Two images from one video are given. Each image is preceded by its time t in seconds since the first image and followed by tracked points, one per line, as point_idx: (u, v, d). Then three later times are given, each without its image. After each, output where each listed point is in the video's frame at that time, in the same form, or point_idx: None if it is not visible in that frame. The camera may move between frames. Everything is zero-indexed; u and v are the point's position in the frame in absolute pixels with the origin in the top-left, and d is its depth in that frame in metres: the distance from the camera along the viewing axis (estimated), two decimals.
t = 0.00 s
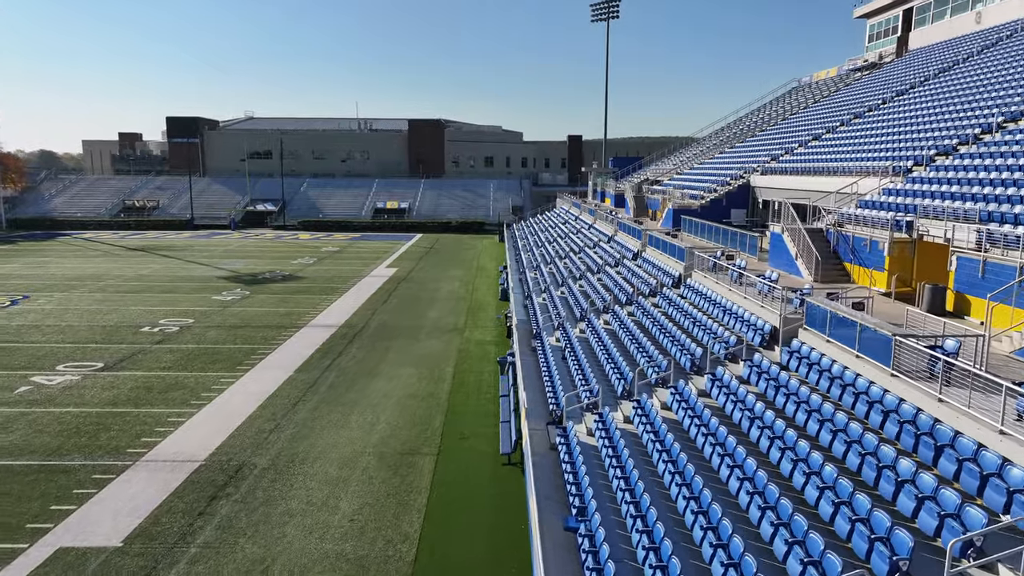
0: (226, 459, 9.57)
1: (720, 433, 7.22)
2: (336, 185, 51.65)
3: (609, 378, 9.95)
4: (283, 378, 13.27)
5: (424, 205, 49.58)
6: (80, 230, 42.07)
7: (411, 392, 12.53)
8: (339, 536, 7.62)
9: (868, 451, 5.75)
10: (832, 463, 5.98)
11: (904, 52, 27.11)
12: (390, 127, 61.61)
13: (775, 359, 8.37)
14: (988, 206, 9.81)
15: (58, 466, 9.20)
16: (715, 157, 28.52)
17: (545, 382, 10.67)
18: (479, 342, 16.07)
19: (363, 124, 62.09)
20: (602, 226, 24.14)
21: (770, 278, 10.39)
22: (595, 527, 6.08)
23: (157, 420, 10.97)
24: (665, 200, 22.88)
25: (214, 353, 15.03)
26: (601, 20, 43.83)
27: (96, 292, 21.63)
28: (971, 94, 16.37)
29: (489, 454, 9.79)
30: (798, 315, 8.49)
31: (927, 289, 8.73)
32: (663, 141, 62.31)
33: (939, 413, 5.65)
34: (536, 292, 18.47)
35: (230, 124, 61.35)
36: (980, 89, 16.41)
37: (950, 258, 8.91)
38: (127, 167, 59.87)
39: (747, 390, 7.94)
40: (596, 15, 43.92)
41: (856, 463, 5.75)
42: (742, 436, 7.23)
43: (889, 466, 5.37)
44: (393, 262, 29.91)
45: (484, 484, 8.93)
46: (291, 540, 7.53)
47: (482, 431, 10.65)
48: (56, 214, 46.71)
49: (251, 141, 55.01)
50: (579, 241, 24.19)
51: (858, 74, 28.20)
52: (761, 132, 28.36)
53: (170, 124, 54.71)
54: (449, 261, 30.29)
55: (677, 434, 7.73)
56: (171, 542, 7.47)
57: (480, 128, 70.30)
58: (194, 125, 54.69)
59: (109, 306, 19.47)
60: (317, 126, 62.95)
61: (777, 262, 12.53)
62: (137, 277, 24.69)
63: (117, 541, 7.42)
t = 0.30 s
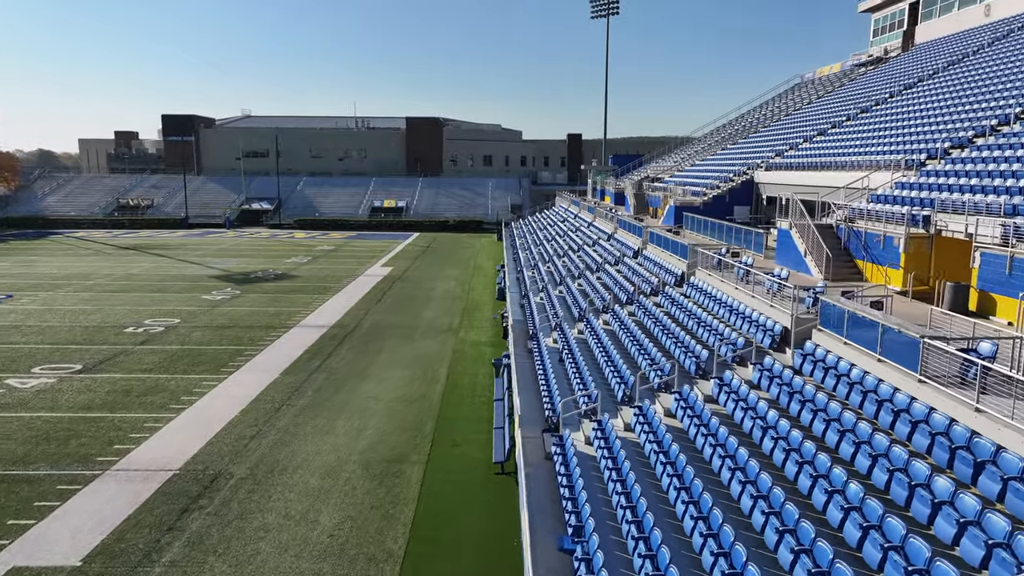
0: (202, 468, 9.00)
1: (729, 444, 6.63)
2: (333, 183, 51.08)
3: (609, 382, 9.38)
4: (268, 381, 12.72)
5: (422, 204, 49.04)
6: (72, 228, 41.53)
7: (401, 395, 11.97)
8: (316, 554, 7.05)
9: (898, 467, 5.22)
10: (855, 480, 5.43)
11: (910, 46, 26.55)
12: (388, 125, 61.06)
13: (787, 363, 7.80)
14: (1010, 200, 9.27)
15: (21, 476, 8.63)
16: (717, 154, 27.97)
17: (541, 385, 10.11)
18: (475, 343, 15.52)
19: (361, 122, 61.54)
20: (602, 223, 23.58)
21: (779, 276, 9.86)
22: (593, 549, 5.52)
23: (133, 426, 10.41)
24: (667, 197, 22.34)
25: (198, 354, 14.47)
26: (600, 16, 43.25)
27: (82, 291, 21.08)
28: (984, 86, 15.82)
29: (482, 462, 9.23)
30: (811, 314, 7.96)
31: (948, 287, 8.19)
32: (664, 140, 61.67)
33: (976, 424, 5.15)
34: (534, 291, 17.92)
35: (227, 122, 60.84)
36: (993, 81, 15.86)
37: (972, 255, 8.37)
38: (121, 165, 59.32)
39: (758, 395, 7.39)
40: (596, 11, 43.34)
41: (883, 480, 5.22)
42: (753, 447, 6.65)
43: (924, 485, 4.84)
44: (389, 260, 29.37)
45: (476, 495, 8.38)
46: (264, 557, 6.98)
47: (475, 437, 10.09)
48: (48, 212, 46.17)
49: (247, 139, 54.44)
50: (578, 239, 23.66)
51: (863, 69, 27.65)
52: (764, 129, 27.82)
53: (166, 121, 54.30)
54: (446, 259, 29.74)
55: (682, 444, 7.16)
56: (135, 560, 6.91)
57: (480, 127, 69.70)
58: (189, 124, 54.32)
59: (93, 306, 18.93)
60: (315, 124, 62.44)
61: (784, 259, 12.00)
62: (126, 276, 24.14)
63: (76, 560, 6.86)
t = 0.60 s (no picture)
0: (175, 479, 8.41)
1: (742, 458, 6.00)
2: (330, 182, 50.47)
3: (609, 386, 8.81)
4: (252, 385, 12.13)
5: (420, 202, 48.43)
6: (64, 227, 40.93)
7: (391, 400, 11.39)
8: None
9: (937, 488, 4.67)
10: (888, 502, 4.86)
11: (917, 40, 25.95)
12: (386, 124, 60.45)
13: (803, 368, 7.25)
14: None
15: None
16: (720, 151, 27.38)
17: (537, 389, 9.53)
18: (469, 344, 14.94)
19: (359, 121, 60.95)
20: (602, 221, 23.02)
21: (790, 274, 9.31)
22: None
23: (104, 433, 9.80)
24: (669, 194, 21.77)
25: (181, 356, 13.86)
26: (601, 12, 42.62)
27: (67, 291, 20.48)
28: (998, 78, 15.23)
29: (473, 473, 8.66)
30: (829, 315, 7.43)
31: (974, 285, 7.62)
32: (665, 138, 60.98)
33: None
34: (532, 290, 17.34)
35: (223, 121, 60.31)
36: (1007, 72, 15.27)
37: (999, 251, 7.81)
38: (116, 164, 58.71)
39: (771, 403, 6.81)
40: (597, 7, 42.72)
41: (920, 503, 4.67)
42: (769, 463, 6.05)
43: (969, 510, 4.31)
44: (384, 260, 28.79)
45: (466, 508, 7.81)
46: None
47: (467, 445, 9.51)
48: (41, 211, 45.57)
49: (243, 137, 53.85)
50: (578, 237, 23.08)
51: (869, 64, 27.04)
52: (768, 125, 27.24)
53: (161, 120, 53.94)
54: (443, 259, 29.15)
55: (689, 457, 6.53)
56: None
57: (479, 126, 69.04)
58: (185, 122, 54.02)
59: (76, 305, 18.33)
60: (312, 122, 61.87)
61: (794, 256, 11.42)
62: (114, 276, 23.54)
63: None
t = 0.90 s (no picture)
0: (143, 492, 7.80)
1: (759, 477, 5.24)
2: (326, 180, 49.86)
3: (610, 392, 8.24)
4: (234, 389, 11.54)
5: (417, 201, 47.84)
6: (56, 226, 40.37)
7: (380, 405, 10.80)
8: None
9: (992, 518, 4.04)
10: (934, 535, 4.25)
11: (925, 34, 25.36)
12: (384, 122, 59.88)
13: (822, 374, 6.67)
14: None
15: None
16: (722, 147, 26.81)
17: (534, 395, 8.94)
18: (464, 346, 14.36)
19: (357, 119, 60.36)
20: (602, 219, 22.49)
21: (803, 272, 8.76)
22: None
23: (71, 442, 9.19)
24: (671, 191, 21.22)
25: (163, 359, 13.26)
26: (601, 9, 42.01)
27: (51, 290, 19.89)
28: (1014, 69, 14.66)
29: (464, 485, 8.07)
30: (850, 317, 6.92)
31: (1006, 284, 7.02)
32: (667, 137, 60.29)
33: None
34: (529, 290, 16.75)
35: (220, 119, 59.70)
36: None
37: None
38: (111, 163, 58.13)
39: (790, 412, 6.24)
40: (597, 3, 42.10)
41: (973, 536, 4.05)
42: (791, 483, 5.38)
43: None
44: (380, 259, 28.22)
45: (454, 525, 7.20)
46: None
47: (459, 456, 8.91)
48: (33, 210, 45.02)
49: (240, 135, 53.29)
50: (577, 235, 22.51)
51: (875, 58, 26.46)
52: (772, 121, 26.67)
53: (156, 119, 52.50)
54: (440, 258, 28.57)
55: (700, 474, 5.82)
56: None
57: (478, 124, 68.40)
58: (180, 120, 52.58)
59: (59, 305, 17.74)
60: (310, 121, 61.28)
61: (806, 254, 10.88)
62: (102, 275, 22.95)
63: None
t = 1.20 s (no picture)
0: (106, 509, 7.21)
1: (783, 502, 4.56)
2: (323, 179, 49.25)
3: (612, 400, 7.63)
4: (214, 394, 10.94)
5: (415, 200, 47.26)
6: (48, 225, 39.76)
7: (368, 412, 10.20)
8: None
9: None
10: None
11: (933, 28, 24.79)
12: (382, 120, 59.30)
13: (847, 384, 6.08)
14: None
15: None
16: (725, 144, 26.23)
17: (530, 402, 8.32)
18: (458, 349, 13.76)
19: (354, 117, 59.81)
20: (602, 217, 21.93)
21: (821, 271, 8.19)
22: None
23: (34, 454, 8.56)
24: (673, 188, 20.65)
25: (142, 362, 12.65)
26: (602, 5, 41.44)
27: (34, 290, 19.27)
28: None
29: (453, 503, 7.46)
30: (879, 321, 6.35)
31: None
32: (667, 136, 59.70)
33: None
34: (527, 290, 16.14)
35: (216, 117, 59.14)
36: None
37: None
38: (106, 161, 57.57)
39: (814, 426, 5.64)
40: None
41: None
42: (820, 512, 4.74)
43: None
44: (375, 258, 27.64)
45: (441, 547, 6.59)
46: None
47: (449, 469, 8.30)
48: (26, 209, 44.41)
49: (235, 133, 52.64)
50: (577, 234, 21.94)
51: (882, 53, 25.90)
52: (776, 117, 26.10)
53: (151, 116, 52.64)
54: (437, 257, 28.01)
55: (713, 497, 5.19)
56: None
57: (478, 123, 67.83)
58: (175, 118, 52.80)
59: (39, 306, 17.11)
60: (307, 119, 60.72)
61: (818, 252, 10.31)
62: (89, 275, 22.34)
63: None
